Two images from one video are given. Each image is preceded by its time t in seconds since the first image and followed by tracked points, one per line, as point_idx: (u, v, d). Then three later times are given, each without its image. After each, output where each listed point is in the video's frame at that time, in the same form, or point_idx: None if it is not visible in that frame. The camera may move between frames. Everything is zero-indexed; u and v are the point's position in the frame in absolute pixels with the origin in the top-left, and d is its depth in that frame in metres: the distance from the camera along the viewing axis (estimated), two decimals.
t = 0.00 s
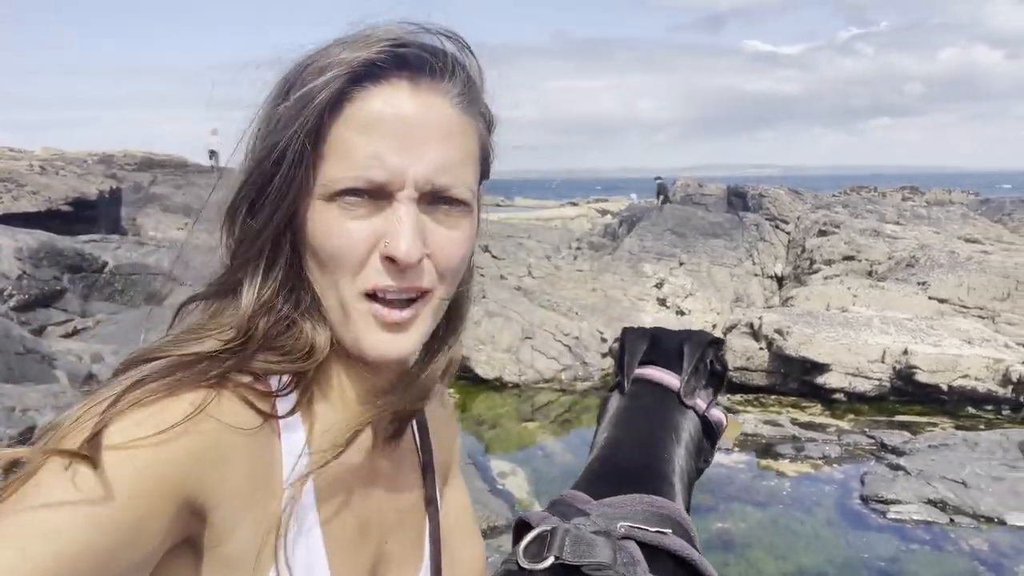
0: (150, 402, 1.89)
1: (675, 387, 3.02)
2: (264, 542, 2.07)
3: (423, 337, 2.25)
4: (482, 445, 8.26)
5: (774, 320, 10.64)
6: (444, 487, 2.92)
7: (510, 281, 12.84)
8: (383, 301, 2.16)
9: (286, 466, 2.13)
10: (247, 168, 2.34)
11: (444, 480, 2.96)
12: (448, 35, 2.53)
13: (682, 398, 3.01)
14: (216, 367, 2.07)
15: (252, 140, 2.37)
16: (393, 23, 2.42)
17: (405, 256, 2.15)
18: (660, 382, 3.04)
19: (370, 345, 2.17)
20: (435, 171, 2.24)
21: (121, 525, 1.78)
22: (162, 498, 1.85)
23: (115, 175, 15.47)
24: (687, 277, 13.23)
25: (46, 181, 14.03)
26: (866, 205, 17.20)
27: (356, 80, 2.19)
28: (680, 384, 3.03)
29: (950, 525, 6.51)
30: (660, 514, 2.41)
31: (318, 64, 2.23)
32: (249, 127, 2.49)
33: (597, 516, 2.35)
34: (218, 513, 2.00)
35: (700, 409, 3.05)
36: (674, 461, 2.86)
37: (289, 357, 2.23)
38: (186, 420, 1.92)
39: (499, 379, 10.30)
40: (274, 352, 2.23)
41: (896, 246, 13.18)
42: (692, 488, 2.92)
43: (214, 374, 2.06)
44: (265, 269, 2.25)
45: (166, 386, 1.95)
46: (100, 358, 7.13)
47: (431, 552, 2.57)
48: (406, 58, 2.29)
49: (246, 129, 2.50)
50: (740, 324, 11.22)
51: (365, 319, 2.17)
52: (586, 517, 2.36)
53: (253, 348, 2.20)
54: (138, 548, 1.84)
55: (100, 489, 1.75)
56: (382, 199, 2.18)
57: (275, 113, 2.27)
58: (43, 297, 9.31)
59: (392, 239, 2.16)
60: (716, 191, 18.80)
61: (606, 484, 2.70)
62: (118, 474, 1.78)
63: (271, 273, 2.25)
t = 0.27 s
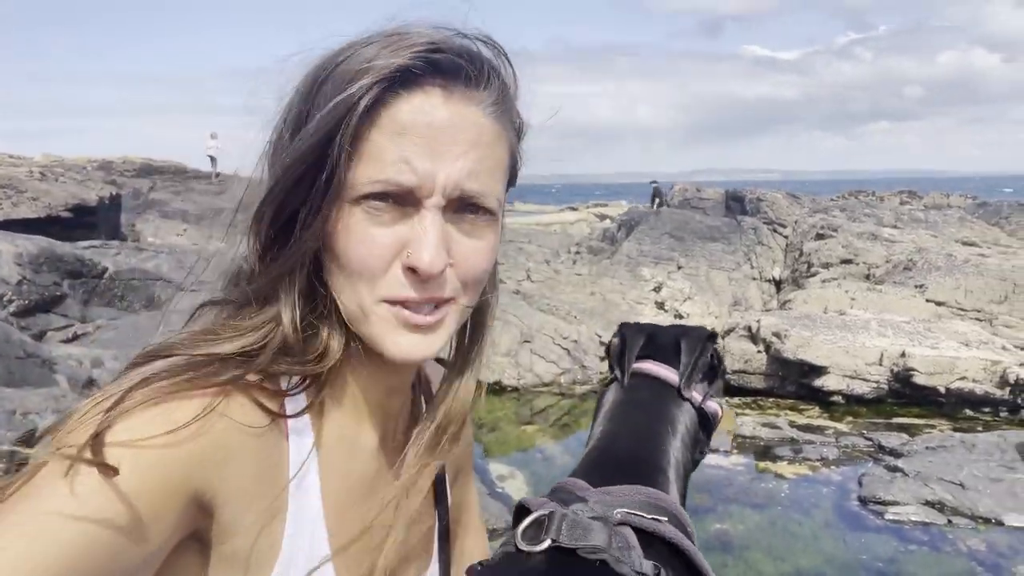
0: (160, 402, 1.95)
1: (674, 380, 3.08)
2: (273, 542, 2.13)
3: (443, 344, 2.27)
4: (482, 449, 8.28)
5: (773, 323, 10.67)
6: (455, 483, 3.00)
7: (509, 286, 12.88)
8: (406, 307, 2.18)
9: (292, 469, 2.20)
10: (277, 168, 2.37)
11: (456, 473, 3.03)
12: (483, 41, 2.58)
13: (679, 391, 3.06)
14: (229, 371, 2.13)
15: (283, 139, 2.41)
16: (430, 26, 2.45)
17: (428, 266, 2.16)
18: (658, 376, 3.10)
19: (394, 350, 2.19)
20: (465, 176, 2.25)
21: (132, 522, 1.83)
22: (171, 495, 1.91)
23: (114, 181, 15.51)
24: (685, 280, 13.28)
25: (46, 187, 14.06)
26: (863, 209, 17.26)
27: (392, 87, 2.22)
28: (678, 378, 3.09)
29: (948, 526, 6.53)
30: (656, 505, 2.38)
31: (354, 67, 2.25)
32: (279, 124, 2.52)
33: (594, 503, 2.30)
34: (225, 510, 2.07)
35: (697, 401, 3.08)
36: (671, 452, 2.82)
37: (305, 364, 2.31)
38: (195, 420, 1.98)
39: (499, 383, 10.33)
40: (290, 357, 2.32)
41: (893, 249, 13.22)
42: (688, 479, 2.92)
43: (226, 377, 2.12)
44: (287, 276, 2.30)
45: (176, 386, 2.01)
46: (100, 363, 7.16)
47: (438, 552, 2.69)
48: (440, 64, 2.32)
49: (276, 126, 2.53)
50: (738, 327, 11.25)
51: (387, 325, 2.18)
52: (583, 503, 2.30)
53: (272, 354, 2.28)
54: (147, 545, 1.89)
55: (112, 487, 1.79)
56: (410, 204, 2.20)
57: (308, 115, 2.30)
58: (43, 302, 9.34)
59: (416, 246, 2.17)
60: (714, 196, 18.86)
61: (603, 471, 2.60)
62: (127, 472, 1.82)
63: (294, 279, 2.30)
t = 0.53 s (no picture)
0: (154, 401, 1.98)
1: (668, 378, 3.09)
2: (263, 543, 2.12)
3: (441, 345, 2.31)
4: (485, 454, 8.29)
5: (777, 328, 10.65)
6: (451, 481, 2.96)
7: (513, 291, 12.90)
8: (402, 308, 2.21)
9: (289, 468, 2.21)
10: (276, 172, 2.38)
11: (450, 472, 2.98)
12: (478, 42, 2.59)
13: (673, 388, 3.07)
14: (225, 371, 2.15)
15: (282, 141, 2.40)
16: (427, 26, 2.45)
17: (431, 269, 2.18)
18: (652, 373, 3.11)
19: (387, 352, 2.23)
20: (466, 175, 2.26)
21: (129, 521, 1.86)
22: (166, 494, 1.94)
23: (121, 187, 15.60)
24: (690, 286, 13.27)
25: (53, 193, 14.15)
26: (869, 215, 17.21)
27: (391, 91, 2.23)
28: (673, 377, 3.10)
29: (953, 532, 6.50)
30: (654, 502, 2.39)
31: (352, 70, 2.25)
32: (274, 124, 2.49)
33: (593, 499, 2.30)
34: (221, 508, 2.10)
35: (690, 399, 3.10)
36: (666, 449, 2.84)
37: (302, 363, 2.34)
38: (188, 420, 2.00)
39: (503, 388, 10.34)
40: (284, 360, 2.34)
41: (899, 255, 13.18)
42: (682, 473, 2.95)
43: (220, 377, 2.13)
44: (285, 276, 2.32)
45: (171, 385, 2.03)
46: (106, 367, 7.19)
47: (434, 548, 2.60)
48: (436, 67, 2.33)
49: (271, 126, 2.51)
50: (743, 333, 11.23)
51: (382, 327, 2.22)
52: (582, 500, 2.31)
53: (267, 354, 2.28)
54: (144, 544, 1.92)
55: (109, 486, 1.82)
56: (408, 206, 2.21)
57: (307, 117, 2.29)
58: (50, 307, 9.41)
59: (413, 250, 2.19)
60: (719, 201, 18.85)
61: (601, 468, 2.60)
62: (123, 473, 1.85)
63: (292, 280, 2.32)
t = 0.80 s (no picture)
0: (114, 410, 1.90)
1: (651, 385, 3.04)
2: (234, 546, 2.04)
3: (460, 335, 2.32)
4: (491, 460, 8.25)
5: (787, 335, 10.57)
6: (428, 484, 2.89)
7: (521, 296, 12.88)
8: (431, 308, 2.18)
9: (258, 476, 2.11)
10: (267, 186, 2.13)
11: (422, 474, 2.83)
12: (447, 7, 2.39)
13: (657, 396, 3.03)
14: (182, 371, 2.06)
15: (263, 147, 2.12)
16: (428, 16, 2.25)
17: (467, 269, 2.17)
18: (636, 380, 3.05)
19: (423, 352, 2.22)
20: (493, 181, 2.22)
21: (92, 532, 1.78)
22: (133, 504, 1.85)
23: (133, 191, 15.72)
24: (698, 292, 13.22)
25: (66, 197, 14.24)
26: (881, 220, 17.09)
27: (426, 105, 2.06)
28: (657, 385, 3.05)
29: (963, 543, 6.41)
30: (639, 511, 2.37)
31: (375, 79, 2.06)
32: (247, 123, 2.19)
33: (577, 511, 2.27)
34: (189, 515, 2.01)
35: (674, 406, 3.06)
36: (650, 458, 2.84)
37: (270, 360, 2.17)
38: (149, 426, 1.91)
39: (510, 394, 10.30)
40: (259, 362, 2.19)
41: (910, 261, 13.03)
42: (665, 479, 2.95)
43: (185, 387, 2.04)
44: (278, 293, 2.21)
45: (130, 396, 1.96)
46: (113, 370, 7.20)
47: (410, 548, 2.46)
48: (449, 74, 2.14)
49: (243, 124, 2.21)
50: (752, 339, 11.15)
51: (416, 326, 2.17)
52: (566, 512, 2.28)
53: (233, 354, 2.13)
54: (111, 556, 1.84)
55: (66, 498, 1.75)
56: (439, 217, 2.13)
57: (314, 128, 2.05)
58: (59, 310, 9.48)
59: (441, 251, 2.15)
60: (729, 207, 18.77)
61: (589, 480, 2.61)
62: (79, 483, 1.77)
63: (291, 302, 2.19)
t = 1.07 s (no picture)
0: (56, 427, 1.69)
1: (635, 400, 3.00)
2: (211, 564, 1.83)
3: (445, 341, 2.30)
4: (497, 466, 8.21)
5: (796, 341, 10.48)
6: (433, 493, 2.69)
7: (528, 301, 12.85)
8: (424, 313, 2.13)
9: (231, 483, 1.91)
10: (252, 209, 1.91)
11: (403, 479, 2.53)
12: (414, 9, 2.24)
13: (640, 410, 3.00)
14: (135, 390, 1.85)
15: (245, 165, 1.90)
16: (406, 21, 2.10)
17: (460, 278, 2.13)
18: (619, 395, 3.01)
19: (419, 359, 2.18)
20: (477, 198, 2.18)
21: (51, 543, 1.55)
22: (94, 510, 1.63)
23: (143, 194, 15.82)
24: (706, 297, 13.16)
25: (77, 200, 14.33)
26: (892, 226, 16.96)
27: (422, 130, 1.96)
28: (641, 400, 3.00)
29: (973, 554, 6.33)
30: (622, 527, 2.35)
31: (376, 99, 1.92)
32: (219, 140, 1.95)
33: (557, 531, 2.28)
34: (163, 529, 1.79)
35: (657, 421, 3.02)
36: (634, 475, 2.84)
37: (246, 382, 1.94)
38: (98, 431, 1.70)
39: (515, 399, 10.24)
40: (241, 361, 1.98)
41: (921, 268, 12.89)
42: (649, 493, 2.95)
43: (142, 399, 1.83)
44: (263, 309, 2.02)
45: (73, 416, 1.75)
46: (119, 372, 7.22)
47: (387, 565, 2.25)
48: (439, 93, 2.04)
49: (213, 140, 1.97)
50: (760, 345, 11.07)
51: (413, 335, 2.12)
52: (546, 532, 2.30)
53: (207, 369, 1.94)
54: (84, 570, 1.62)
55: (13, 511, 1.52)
56: (440, 228, 2.07)
57: (313, 151, 1.87)
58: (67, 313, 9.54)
59: (441, 259, 2.09)
60: (738, 212, 18.70)
61: (569, 498, 2.66)
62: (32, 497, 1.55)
63: (282, 318, 2.02)
